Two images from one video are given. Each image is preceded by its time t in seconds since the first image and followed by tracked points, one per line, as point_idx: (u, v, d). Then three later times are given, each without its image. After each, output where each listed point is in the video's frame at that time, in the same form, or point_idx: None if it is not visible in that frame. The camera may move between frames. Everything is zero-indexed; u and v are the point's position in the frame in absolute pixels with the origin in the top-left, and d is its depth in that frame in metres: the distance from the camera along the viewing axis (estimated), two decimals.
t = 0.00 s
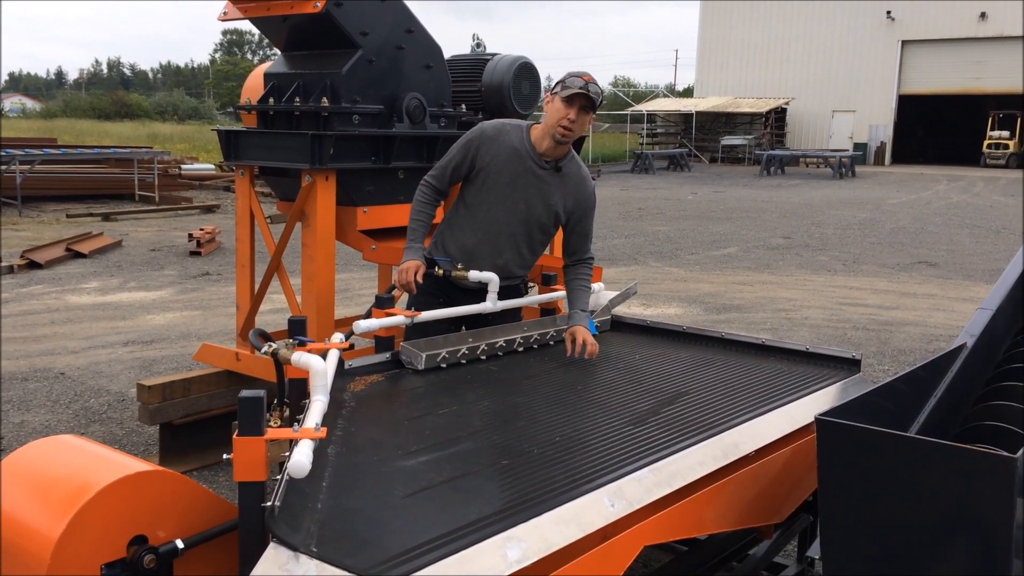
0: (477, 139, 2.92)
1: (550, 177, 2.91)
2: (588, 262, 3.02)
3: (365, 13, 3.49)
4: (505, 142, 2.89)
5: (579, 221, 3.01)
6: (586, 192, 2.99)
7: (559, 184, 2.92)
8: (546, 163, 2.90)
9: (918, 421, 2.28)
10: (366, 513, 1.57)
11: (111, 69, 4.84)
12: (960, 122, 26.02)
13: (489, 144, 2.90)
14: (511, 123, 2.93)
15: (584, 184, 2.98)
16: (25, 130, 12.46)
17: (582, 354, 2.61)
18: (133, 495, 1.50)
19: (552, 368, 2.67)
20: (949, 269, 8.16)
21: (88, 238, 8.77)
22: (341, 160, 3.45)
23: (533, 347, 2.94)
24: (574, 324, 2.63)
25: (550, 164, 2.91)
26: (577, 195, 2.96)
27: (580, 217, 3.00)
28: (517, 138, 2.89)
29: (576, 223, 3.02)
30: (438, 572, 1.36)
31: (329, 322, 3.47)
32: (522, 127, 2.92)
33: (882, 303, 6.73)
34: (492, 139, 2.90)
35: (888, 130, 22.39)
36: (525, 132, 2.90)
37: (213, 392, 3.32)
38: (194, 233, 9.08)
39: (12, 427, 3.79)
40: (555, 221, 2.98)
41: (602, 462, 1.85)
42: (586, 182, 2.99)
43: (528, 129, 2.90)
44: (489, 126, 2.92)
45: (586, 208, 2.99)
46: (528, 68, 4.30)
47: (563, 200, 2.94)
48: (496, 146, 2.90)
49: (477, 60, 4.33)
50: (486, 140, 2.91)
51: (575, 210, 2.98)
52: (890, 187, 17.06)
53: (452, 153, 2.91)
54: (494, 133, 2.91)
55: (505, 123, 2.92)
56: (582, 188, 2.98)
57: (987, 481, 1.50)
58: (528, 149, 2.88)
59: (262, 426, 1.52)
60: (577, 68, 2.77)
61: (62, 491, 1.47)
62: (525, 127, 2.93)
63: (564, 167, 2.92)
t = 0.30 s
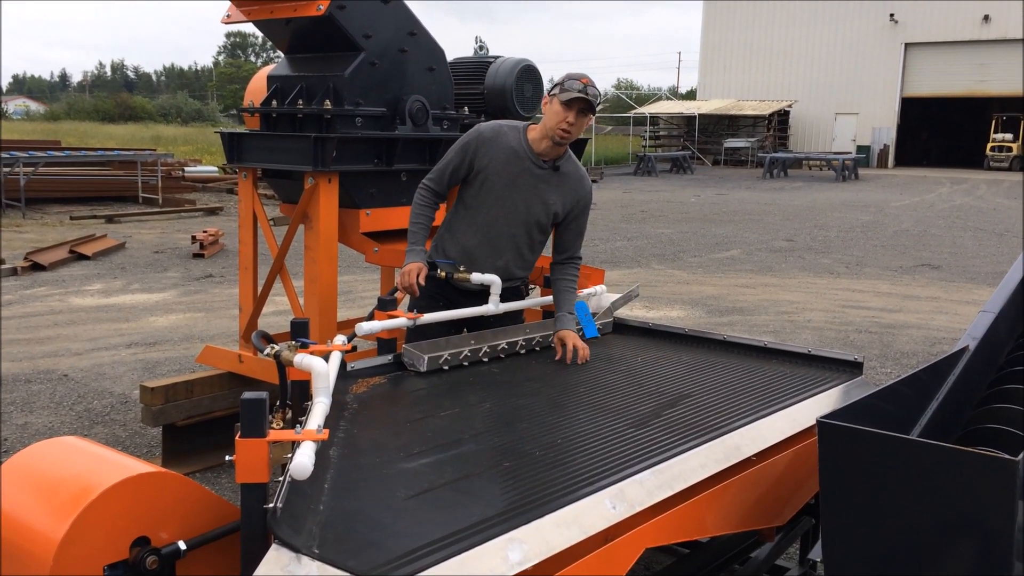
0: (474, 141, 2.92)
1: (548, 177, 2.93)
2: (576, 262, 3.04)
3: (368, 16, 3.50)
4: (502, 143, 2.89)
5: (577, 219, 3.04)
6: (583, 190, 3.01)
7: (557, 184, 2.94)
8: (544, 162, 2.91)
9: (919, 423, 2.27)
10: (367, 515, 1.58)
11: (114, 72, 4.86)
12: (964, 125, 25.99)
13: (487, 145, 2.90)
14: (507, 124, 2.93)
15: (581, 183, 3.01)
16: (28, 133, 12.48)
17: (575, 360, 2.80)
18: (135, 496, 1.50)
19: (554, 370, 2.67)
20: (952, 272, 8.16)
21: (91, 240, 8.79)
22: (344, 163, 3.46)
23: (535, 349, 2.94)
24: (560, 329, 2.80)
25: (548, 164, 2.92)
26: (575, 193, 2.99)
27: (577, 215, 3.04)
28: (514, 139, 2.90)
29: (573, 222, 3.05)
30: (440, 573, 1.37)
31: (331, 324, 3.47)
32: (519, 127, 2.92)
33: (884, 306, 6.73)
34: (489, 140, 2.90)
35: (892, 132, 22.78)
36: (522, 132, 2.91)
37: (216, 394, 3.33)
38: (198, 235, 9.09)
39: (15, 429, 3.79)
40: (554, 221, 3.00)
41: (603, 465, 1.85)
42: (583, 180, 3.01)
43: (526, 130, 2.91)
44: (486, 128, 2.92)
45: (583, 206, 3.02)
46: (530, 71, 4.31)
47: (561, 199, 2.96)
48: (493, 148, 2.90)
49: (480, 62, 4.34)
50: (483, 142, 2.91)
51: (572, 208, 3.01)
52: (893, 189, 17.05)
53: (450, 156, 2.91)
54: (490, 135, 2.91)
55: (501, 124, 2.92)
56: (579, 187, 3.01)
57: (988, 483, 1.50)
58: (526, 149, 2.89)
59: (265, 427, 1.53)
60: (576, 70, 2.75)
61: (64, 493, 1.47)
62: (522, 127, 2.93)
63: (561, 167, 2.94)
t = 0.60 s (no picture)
0: (472, 141, 2.92)
1: (547, 177, 2.93)
2: (576, 266, 3.02)
3: (370, 18, 3.50)
4: (500, 143, 2.90)
5: (576, 219, 3.05)
6: (582, 189, 3.02)
7: (556, 183, 2.95)
8: (542, 162, 2.91)
9: (920, 425, 2.27)
10: (370, 515, 1.58)
11: (117, 74, 4.88)
12: (966, 126, 25.97)
13: (484, 146, 2.91)
14: (505, 124, 2.94)
15: (579, 183, 3.01)
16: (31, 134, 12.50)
17: (576, 361, 2.79)
18: (137, 497, 1.51)
19: (556, 371, 2.67)
20: (954, 274, 8.14)
21: (94, 242, 8.81)
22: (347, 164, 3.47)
23: (537, 350, 2.94)
24: (563, 330, 2.79)
25: (546, 163, 2.92)
26: (573, 193, 3.00)
27: (576, 215, 3.04)
28: (512, 139, 2.90)
29: (573, 222, 3.06)
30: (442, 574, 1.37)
31: (333, 325, 3.47)
32: (516, 127, 2.93)
33: (887, 307, 6.72)
34: (487, 141, 2.90)
35: (893, 134, 22.96)
36: (520, 133, 2.91)
37: (218, 395, 3.33)
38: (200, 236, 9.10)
39: (18, 429, 3.80)
40: (553, 221, 3.00)
41: (605, 466, 1.85)
42: (582, 181, 3.02)
43: (523, 130, 2.91)
44: (484, 128, 2.92)
45: (582, 206, 3.03)
46: (532, 72, 4.32)
47: (560, 199, 2.97)
48: (491, 148, 2.90)
49: (482, 64, 4.35)
50: (482, 143, 2.91)
51: (571, 208, 3.01)
52: (896, 191, 17.03)
53: (449, 157, 2.91)
54: (488, 135, 2.91)
55: (498, 124, 2.93)
56: (577, 186, 3.01)
57: (990, 483, 1.50)
58: (523, 149, 2.89)
59: (266, 428, 1.53)
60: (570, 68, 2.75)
61: (67, 494, 1.48)
62: (519, 127, 2.93)
63: (560, 166, 2.95)
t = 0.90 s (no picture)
0: (472, 143, 2.92)
1: (546, 177, 2.93)
2: (575, 268, 3.03)
3: (372, 19, 3.51)
4: (499, 143, 2.89)
5: (575, 219, 3.05)
6: (582, 190, 3.02)
7: (556, 184, 2.95)
8: (541, 163, 2.91)
9: (922, 427, 2.27)
10: (372, 517, 1.58)
11: (119, 75, 4.88)
12: (968, 128, 25.95)
13: (484, 147, 2.90)
14: (505, 125, 2.93)
15: (579, 184, 3.01)
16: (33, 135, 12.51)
17: (577, 363, 2.79)
18: (139, 497, 1.50)
19: (558, 373, 2.67)
20: (957, 276, 8.14)
21: (96, 243, 8.82)
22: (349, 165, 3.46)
23: (539, 352, 2.94)
24: (565, 331, 2.80)
25: (545, 164, 2.92)
26: (573, 194, 3.00)
27: (575, 216, 3.04)
28: (511, 140, 2.90)
29: (572, 223, 3.06)
30: None
31: (335, 326, 3.47)
32: (515, 128, 2.93)
33: (889, 309, 6.72)
34: (487, 141, 2.90)
35: (896, 135, 22.82)
36: (519, 133, 2.91)
37: (220, 396, 3.33)
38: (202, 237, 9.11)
39: (20, 430, 3.80)
40: (552, 221, 3.00)
41: (607, 468, 1.85)
42: (581, 182, 3.02)
43: (522, 131, 2.92)
44: (483, 129, 2.92)
45: (581, 206, 3.03)
46: (535, 73, 4.32)
47: (559, 200, 2.97)
48: (490, 149, 2.90)
49: (484, 65, 4.35)
50: (481, 143, 2.90)
51: (571, 209, 3.01)
52: (898, 193, 17.03)
53: (448, 159, 2.91)
54: (487, 136, 2.91)
55: (498, 125, 2.92)
56: (577, 187, 3.01)
57: (994, 487, 1.50)
58: (523, 150, 2.89)
59: (269, 429, 1.53)
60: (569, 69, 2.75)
61: (69, 495, 1.48)
62: (519, 128, 2.93)
63: (559, 167, 2.95)
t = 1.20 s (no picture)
0: (470, 143, 2.92)
1: (544, 179, 2.93)
2: (575, 267, 3.03)
3: (373, 19, 3.51)
4: (497, 145, 2.90)
5: (573, 221, 3.05)
6: (580, 191, 3.02)
7: (553, 185, 2.95)
8: (539, 164, 2.91)
9: (922, 428, 2.27)
10: (372, 519, 1.57)
11: (119, 75, 4.88)
12: (968, 130, 25.99)
13: (482, 148, 2.90)
14: (502, 126, 2.94)
15: (577, 185, 3.02)
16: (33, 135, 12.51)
17: (578, 364, 2.80)
18: (139, 499, 1.50)
19: (558, 374, 2.67)
20: (956, 277, 8.14)
21: (95, 243, 8.81)
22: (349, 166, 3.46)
23: (539, 353, 2.94)
24: (564, 333, 2.80)
25: (543, 165, 2.92)
26: (570, 196, 3.00)
27: (573, 217, 3.05)
28: (509, 141, 2.91)
29: (570, 224, 3.06)
30: None
31: (335, 327, 3.47)
32: (513, 129, 2.93)
33: (889, 311, 6.72)
34: (484, 142, 2.90)
35: (895, 137, 22.95)
36: (516, 134, 2.92)
37: (219, 397, 3.33)
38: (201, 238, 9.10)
39: (19, 431, 3.80)
40: (550, 222, 3.00)
41: (607, 469, 1.85)
42: (579, 183, 3.02)
43: (519, 132, 2.93)
44: (481, 130, 2.92)
45: (579, 207, 3.03)
46: (534, 75, 4.32)
47: (557, 201, 2.97)
48: (488, 149, 2.90)
49: (484, 66, 4.35)
50: (479, 144, 2.91)
51: (568, 210, 3.01)
52: (897, 195, 17.03)
53: (446, 160, 2.91)
54: (485, 137, 2.91)
55: (495, 126, 2.93)
56: (574, 188, 3.02)
57: (994, 489, 1.50)
58: (521, 151, 2.90)
59: (269, 431, 1.53)
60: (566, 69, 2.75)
61: (69, 497, 1.47)
62: (516, 129, 2.94)
63: (557, 168, 2.95)
